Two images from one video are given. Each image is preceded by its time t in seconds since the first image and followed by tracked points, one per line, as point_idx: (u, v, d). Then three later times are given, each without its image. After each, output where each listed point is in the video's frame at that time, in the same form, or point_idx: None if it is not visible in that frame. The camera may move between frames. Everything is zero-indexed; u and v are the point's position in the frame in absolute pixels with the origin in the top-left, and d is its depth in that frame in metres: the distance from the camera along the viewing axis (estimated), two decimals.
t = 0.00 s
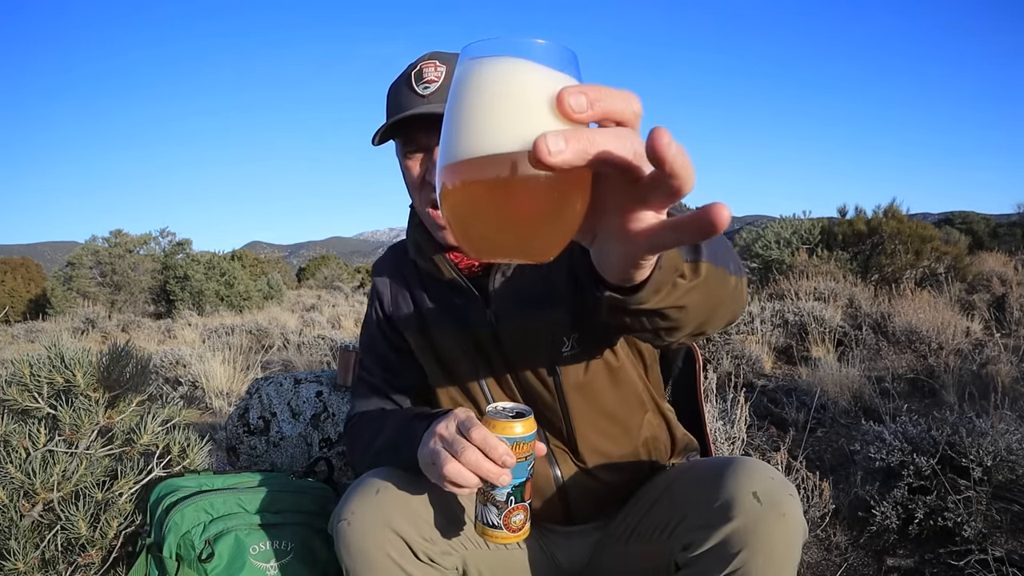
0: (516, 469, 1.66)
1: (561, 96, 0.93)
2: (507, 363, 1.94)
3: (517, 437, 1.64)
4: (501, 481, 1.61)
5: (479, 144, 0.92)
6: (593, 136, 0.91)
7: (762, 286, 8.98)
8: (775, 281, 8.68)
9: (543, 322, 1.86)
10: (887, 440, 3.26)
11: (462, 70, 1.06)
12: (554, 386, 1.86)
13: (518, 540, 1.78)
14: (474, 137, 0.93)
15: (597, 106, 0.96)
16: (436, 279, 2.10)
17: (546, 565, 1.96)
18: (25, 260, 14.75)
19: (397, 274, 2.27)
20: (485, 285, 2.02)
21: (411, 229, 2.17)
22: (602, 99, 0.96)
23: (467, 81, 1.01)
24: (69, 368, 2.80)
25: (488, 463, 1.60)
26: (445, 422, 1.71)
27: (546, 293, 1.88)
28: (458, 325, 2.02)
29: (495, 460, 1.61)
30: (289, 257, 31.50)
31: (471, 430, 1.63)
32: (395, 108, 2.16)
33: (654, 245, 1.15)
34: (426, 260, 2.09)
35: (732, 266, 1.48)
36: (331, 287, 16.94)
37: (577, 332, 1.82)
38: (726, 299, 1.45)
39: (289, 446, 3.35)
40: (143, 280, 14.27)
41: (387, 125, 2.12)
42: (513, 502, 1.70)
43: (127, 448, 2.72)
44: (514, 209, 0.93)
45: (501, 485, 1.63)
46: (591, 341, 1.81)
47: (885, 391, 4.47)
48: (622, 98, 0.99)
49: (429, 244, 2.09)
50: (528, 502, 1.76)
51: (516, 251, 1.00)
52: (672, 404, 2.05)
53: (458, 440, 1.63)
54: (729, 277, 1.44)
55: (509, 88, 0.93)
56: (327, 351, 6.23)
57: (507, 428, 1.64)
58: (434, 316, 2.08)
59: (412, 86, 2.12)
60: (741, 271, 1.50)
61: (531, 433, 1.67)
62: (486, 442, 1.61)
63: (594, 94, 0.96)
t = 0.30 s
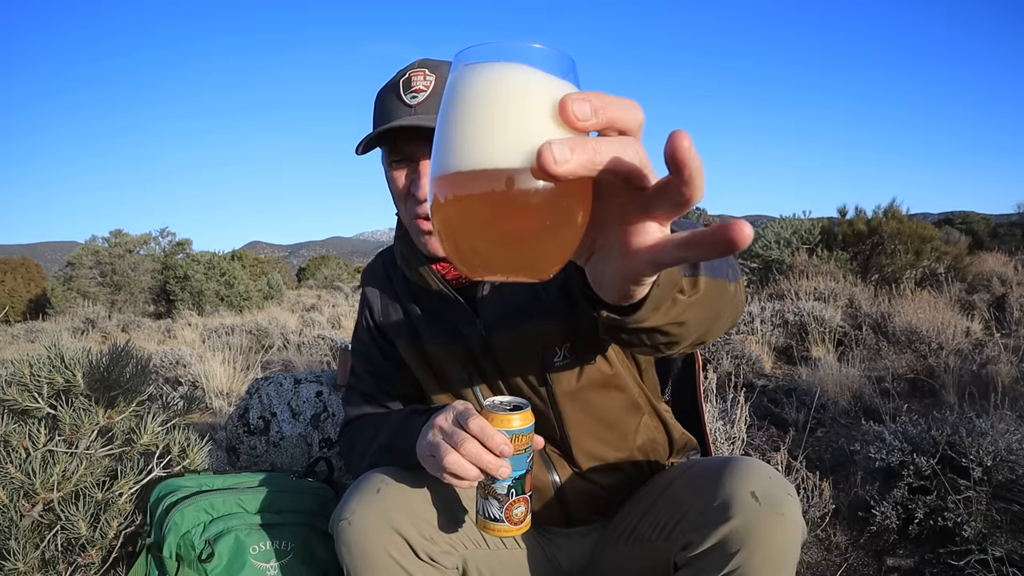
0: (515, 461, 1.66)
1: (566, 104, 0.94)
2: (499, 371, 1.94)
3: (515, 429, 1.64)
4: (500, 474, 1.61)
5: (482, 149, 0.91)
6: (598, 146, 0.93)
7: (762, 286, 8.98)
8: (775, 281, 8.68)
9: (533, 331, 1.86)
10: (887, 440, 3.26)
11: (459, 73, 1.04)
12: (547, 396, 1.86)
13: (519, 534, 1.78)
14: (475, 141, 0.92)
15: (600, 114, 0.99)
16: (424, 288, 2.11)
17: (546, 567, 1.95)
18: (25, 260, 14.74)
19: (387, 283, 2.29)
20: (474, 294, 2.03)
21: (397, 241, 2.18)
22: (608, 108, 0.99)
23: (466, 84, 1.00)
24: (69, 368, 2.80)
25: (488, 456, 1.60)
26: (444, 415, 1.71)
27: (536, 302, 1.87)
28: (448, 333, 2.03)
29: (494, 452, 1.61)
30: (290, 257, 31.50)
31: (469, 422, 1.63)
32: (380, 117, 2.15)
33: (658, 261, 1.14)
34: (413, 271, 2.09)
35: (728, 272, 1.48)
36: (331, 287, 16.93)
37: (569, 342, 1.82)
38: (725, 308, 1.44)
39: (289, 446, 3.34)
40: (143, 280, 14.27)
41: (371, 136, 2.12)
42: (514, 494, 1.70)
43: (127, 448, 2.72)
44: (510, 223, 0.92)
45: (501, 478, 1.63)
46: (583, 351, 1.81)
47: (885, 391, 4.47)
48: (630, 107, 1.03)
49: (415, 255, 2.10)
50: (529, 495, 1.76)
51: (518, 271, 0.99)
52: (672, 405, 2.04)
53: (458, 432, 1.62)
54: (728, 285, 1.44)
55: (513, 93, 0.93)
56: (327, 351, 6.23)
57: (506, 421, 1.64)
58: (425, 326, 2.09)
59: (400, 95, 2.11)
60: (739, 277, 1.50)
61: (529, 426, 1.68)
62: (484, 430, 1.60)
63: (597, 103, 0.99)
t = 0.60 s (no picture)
0: (508, 458, 1.65)
1: (608, 88, 0.93)
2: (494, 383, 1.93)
3: (508, 427, 1.62)
4: (493, 469, 1.62)
5: (521, 129, 0.90)
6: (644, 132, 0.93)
7: (762, 286, 8.98)
8: (775, 281, 8.69)
9: (529, 347, 1.84)
10: (887, 440, 3.26)
11: (494, 55, 1.03)
12: (545, 410, 1.84)
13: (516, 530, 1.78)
14: (512, 122, 0.91)
15: (642, 100, 0.96)
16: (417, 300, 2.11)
17: (545, 568, 1.95)
18: (25, 260, 14.72)
19: (381, 293, 2.28)
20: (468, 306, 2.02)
21: (390, 251, 2.18)
22: (650, 94, 0.96)
23: (502, 67, 0.98)
24: (69, 368, 2.80)
25: (480, 450, 1.61)
26: (438, 409, 1.72)
27: (532, 315, 1.85)
28: (444, 347, 2.03)
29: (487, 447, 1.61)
30: (290, 257, 31.49)
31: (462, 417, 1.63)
32: (371, 127, 2.13)
33: (698, 257, 1.08)
34: (407, 285, 2.10)
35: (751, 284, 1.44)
36: (331, 287, 16.93)
37: (567, 357, 1.80)
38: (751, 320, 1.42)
39: (289, 446, 3.34)
40: (143, 280, 14.28)
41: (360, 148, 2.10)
42: (508, 491, 1.70)
43: (127, 448, 2.72)
44: (545, 216, 0.90)
45: (494, 473, 1.63)
46: (581, 365, 1.79)
47: (885, 391, 4.47)
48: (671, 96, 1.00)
49: (407, 269, 2.10)
50: (524, 491, 1.76)
51: (556, 268, 0.96)
52: (672, 405, 2.04)
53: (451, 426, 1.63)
54: (751, 296, 1.41)
55: (552, 76, 0.92)
56: (327, 351, 6.23)
57: (496, 419, 1.61)
58: (418, 335, 2.09)
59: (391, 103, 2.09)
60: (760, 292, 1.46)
61: (521, 423, 1.66)
62: (475, 425, 1.60)
63: (639, 87, 0.96)
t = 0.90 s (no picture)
0: (500, 464, 1.66)
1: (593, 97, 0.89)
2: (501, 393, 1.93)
3: (501, 435, 1.63)
4: (485, 477, 1.61)
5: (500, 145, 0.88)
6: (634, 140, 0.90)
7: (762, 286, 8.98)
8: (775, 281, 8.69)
9: (541, 361, 1.83)
10: (887, 440, 3.26)
11: (472, 64, 1.01)
12: (553, 423, 1.83)
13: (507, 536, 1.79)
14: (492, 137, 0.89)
15: (630, 108, 0.93)
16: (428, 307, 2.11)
17: (544, 569, 1.95)
18: (25, 260, 14.69)
19: (386, 300, 2.27)
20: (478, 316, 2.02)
21: (400, 257, 2.19)
22: (639, 102, 0.93)
23: (481, 77, 0.97)
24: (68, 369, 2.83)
25: (473, 457, 1.61)
26: (432, 414, 1.72)
27: (544, 329, 1.84)
28: (451, 353, 2.03)
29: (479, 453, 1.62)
30: (290, 257, 31.46)
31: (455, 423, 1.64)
32: (384, 130, 2.15)
33: (697, 273, 1.06)
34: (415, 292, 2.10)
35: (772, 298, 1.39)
36: (331, 287, 16.92)
37: (579, 372, 1.79)
38: (773, 334, 1.38)
39: (289, 446, 3.34)
40: (143, 280, 14.27)
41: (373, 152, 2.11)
42: (500, 498, 1.70)
43: (127, 448, 2.72)
44: (529, 240, 0.88)
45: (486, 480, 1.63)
46: (592, 380, 1.79)
47: (885, 391, 4.47)
48: (662, 102, 0.96)
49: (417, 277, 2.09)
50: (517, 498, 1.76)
51: (543, 290, 0.95)
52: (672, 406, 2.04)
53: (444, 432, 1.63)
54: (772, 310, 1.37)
55: (534, 88, 0.90)
56: (327, 351, 6.23)
57: (489, 425, 1.62)
58: (423, 342, 2.10)
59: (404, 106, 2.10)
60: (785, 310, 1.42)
61: (515, 431, 1.66)
62: (469, 431, 1.60)
63: (628, 95, 0.93)
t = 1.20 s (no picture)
0: (501, 474, 1.64)
1: (507, 111, 0.84)
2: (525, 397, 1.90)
3: (504, 445, 1.61)
4: (485, 486, 1.62)
5: (418, 175, 0.86)
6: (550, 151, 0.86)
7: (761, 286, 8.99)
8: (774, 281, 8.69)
9: (573, 368, 1.80)
10: (887, 440, 3.26)
11: (406, 88, 1.00)
12: (579, 432, 1.82)
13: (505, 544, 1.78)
14: (413, 166, 0.88)
15: (551, 118, 0.87)
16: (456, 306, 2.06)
17: (546, 568, 1.95)
18: (25, 260, 14.67)
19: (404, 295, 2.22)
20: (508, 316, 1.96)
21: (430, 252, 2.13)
22: (559, 111, 0.87)
23: (410, 103, 0.95)
24: (67, 369, 2.83)
25: (473, 467, 1.61)
26: (437, 420, 1.74)
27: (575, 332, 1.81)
28: (472, 355, 1.99)
29: (479, 464, 1.61)
30: (290, 258, 31.46)
31: (457, 432, 1.64)
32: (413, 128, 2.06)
33: (643, 278, 1.00)
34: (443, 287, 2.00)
35: (799, 300, 1.40)
36: (331, 287, 16.93)
37: (609, 381, 1.77)
38: (793, 337, 1.38)
39: (289, 446, 3.34)
40: (143, 280, 14.27)
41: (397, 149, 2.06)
42: (499, 507, 1.69)
43: (127, 448, 2.69)
44: (467, 258, 0.84)
45: (487, 490, 1.63)
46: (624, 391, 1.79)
47: (885, 391, 4.47)
48: (591, 108, 0.90)
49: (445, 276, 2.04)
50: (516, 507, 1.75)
51: (484, 309, 0.92)
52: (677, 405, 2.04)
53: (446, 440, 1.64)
54: (797, 313, 1.37)
55: (452, 110, 0.87)
56: (327, 351, 6.23)
57: (491, 436, 1.61)
58: (441, 339, 2.06)
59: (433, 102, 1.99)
60: (815, 309, 1.44)
61: (518, 441, 1.64)
62: (471, 441, 1.61)
63: (547, 106, 0.87)
